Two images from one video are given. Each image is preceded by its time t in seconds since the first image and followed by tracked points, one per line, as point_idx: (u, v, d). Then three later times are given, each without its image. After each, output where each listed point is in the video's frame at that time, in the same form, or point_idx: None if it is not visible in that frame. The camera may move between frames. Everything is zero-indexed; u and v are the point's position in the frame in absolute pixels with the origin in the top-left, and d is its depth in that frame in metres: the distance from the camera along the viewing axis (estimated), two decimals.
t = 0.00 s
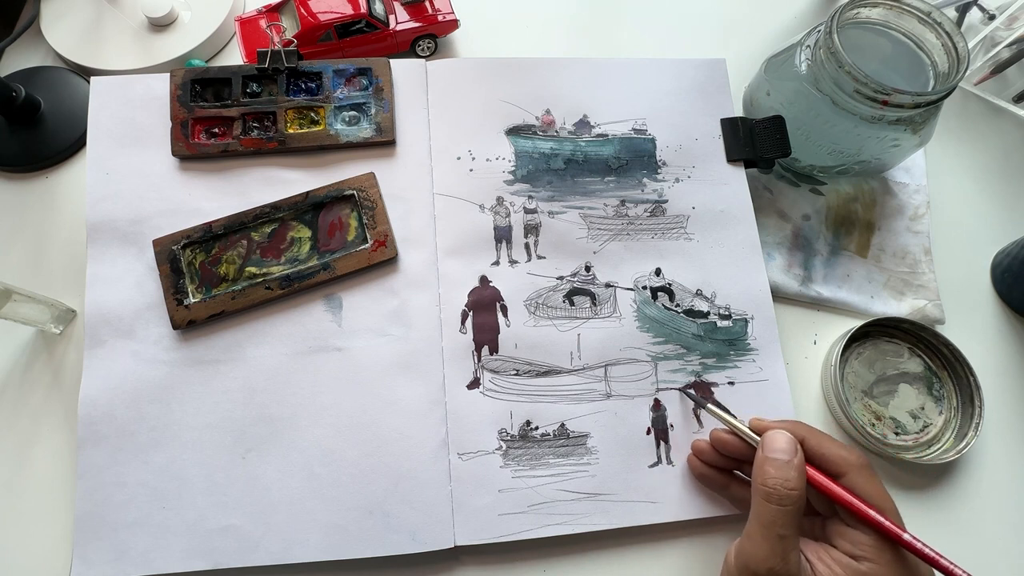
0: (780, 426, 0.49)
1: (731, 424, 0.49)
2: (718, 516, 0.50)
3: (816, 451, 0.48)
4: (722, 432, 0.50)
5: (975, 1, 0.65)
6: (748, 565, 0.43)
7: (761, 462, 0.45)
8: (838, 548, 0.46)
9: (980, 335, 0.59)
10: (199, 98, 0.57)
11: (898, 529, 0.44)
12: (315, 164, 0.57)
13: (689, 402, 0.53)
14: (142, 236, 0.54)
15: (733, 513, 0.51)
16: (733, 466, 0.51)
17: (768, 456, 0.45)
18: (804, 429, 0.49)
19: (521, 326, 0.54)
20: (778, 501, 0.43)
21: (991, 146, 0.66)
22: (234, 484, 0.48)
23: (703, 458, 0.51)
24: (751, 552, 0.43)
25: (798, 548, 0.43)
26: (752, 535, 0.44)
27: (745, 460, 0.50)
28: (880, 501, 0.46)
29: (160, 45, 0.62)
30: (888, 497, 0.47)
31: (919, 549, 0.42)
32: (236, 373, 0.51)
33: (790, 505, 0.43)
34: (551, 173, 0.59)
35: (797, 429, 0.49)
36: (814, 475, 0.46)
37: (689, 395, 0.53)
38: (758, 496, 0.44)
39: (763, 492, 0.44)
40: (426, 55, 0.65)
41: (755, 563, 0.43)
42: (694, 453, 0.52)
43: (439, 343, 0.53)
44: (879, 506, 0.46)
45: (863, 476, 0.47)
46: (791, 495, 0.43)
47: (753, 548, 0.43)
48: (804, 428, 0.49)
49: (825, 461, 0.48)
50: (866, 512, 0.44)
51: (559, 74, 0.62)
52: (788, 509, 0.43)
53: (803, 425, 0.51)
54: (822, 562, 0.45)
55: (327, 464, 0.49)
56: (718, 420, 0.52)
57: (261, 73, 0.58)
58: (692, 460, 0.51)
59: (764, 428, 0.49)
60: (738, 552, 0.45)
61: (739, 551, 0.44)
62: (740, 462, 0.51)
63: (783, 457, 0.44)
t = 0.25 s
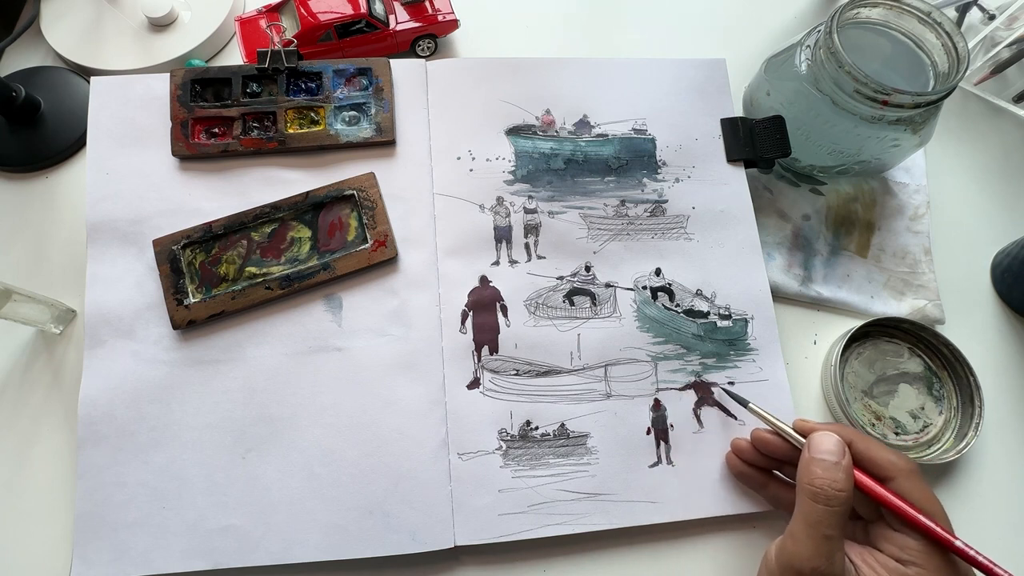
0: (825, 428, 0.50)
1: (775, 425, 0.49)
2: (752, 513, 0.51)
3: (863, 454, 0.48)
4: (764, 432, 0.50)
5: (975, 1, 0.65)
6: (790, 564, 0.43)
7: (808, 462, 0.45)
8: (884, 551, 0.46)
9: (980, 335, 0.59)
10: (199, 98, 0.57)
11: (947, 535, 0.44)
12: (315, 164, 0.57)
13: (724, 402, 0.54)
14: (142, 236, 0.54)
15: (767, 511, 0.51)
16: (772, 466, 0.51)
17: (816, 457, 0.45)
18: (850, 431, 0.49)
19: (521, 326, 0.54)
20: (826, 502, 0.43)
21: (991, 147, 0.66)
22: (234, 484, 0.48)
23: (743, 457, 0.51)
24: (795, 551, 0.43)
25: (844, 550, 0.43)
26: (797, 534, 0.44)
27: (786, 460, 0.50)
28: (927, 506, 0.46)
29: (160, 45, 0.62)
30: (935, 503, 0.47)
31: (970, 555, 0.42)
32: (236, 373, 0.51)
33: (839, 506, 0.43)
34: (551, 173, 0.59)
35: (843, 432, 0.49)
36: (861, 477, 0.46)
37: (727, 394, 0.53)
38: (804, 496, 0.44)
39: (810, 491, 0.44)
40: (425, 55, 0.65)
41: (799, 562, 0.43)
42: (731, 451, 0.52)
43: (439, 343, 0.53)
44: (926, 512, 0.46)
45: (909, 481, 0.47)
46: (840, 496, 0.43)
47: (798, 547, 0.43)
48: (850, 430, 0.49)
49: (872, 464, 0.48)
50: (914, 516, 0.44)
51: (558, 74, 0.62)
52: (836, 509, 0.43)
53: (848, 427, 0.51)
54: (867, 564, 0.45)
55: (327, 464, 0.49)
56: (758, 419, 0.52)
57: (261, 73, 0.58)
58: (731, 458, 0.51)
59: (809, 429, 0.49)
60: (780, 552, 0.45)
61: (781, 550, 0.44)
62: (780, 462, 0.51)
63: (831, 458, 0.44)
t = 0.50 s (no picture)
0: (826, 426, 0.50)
1: (776, 423, 0.49)
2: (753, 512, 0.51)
3: (864, 452, 0.48)
4: (766, 430, 0.50)
5: (975, 1, 0.65)
6: (790, 560, 0.43)
7: (808, 460, 0.45)
8: (884, 548, 0.46)
9: (980, 335, 0.59)
10: (199, 98, 0.57)
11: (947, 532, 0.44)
12: (315, 163, 0.57)
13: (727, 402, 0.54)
14: (142, 236, 0.54)
15: (765, 511, 0.51)
16: (773, 464, 0.51)
17: (816, 454, 0.45)
18: (852, 429, 0.49)
19: (521, 326, 0.54)
20: (826, 499, 0.43)
21: (991, 146, 0.66)
22: (234, 484, 0.48)
23: (744, 455, 0.51)
24: (795, 548, 0.43)
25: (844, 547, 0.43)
26: (797, 531, 0.44)
27: (787, 458, 0.50)
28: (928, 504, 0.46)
29: (160, 45, 0.62)
30: (936, 501, 0.46)
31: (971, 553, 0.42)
32: (236, 373, 0.51)
33: (839, 503, 0.43)
34: (551, 173, 0.59)
35: (845, 429, 0.49)
36: (862, 475, 0.46)
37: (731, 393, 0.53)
38: (805, 493, 0.44)
39: (811, 488, 0.44)
40: (426, 55, 0.65)
41: (799, 559, 0.43)
42: (733, 450, 0.52)
43: (439, 343, 0.53)
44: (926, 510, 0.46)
45: (910, 479, 0.47)
46: (840, 493, 0.43)
47: (798, 544, 0.43)
48: (852, 428, 0.49)
49: (873, 462, 0.48)
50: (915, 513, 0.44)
51: (558, 74, 0.62)
52: (837, 506, 0.43)
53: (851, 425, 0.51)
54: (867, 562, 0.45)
55: (327, 464, 0.49)
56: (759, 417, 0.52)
57: (261, 73, 0.58)
58: (732, 456, 0.51)
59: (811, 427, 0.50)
60: (780, 548, 0.45)
61: (782, 547, 0.44)
62: (781, 460, 0.51)
63: (832, 456, 0.44)
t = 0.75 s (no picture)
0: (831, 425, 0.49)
1: (781, 423, 0.49)
2: (757, 512, 0.51)
3: (868, 452, 0.48)
4: (771, 430, 0.51)
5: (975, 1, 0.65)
6: (794, 559, 0.43)
7: (812, 459, 0.45)
8: (887, 548, 0.46)
9: (980, 335, 0.59)
10: (199, 98, 0.57)
11: (951, 532, 0.44)
12: (315, 164, 0.57)
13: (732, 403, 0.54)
14: (142, 236, 0.54)
15: (764, 511, 0.51)
16: (778, 464, 0.51)
17: (820, 453, 0.45)
18: (856, 429, 0.49)
19: (521, 326, 0.54)
20: (831, 497, 0.43)
21: (991, 147, 0.66)
22: (234, 484, 0.48)
23: (749, 455, 0.51)
24: (798, 546, 0.43)
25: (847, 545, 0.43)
26: (800, 530, 0.44)
27: (791, 458, 0.50)
28: (932, 505, 0.46)
29: (160, 45, 0.62)
30: (940, 502, 0.46)
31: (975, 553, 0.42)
32: (236, 373, 0.51)
33: (842, 502, 0.43)
34: (551, 173, 0.59)
35: (849, 429, 0.49)
36: (866, 475, 0.47)
37: (736, 393, 0.53)
38: (809, 492, 0.44)
39: (815, 487, 0.44)
40: (426, 55, 0.65)
41: (801, 558, 0.43)
42: (737, 450, 0.52)
43: (439, 343, 0.53)
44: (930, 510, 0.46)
45: (915, 479, 0.47)
46: (844, 492, 0.43)
47: (801, 542, 0.43)
48: (856, 428, 0.49)
49: (877, 462, 0.48)
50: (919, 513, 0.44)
51: (558, 74, 0.62)
52: (840, 505, 0.43)
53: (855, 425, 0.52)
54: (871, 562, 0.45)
55: (327, 464, 0.49)
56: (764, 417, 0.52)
57: (261, 73, 0.58)
58: (738, 456, 0.51)
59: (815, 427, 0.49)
60: (783, 547, 0.45)
61: (785, 546, 0.44)
62: (786, 460, 0.51)
63: (836, 455, 0.44)
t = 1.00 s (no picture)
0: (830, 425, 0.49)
1: (781, 423, 0.49)
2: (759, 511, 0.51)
3: (868, 451, 0.48)
4: (771, 430, 0.51)
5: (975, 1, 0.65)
6: (794, 559, 0.43)
7: (812, 459, 0.45)
8: (888, 547, 0.46)
9: (980, 335, 0.59)
10: (199, 98, 0.57)
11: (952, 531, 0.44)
12: (315, 163, 0.57)
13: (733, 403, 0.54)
14: (142, 236, 0.54)
15: (764, 511, 0.51)
16: (779, 464, 0.51)
17: (820, 453, 0.45)
18: (856, 428, 0.49)
19: (521, 326, 0.54)
20: (830, 497, 0.43)
21: (991, 147, 0.66)
22: (234, 484, 0.48)
23: (749, 455, 0.51)
24: (799, 546, 0.43)
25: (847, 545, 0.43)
26: (800, 530, 0.44)
27: (791, 458, 0.50)
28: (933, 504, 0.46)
29: (160, 45, 0.62)
30: (941, 501, 0.46)
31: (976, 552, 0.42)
32: (236, 373, 0.51)
33: (842, 501, 0.43)
34: (551, 173, 0.59)
35: (849, 429, 0.49)
36: (866, 474, 0.46)
37: (736, 393, 0.53)
38: (808, 492, 0.44)
39: (815, 487, 0.44)
40: (426, 55, 0.65)
41: (802, 558, 0.43)
42: (738, 449, 0.52)
43: (439, 343, 0.53)
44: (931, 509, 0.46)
45: (915, 479, 0.47)
46: (843, 491, 0.43)
47: (801, 542, 0.43)
48: (856, 428, 0.49)
49: (877, 462, 0.48)
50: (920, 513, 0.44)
51: (558, 74, 0.62)
52: (840, 504, 0.43)
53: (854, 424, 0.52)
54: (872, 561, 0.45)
55: (327, 464, 0.49)
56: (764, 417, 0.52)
57: (261, 73, 0.58)
58: (738, 456, 0.51)
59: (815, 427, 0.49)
60: (784, 547, 0.45)
61: (786, 546, 0.44)
62: (786, 459, 0.51)
63: (835, 455, 0.44)
